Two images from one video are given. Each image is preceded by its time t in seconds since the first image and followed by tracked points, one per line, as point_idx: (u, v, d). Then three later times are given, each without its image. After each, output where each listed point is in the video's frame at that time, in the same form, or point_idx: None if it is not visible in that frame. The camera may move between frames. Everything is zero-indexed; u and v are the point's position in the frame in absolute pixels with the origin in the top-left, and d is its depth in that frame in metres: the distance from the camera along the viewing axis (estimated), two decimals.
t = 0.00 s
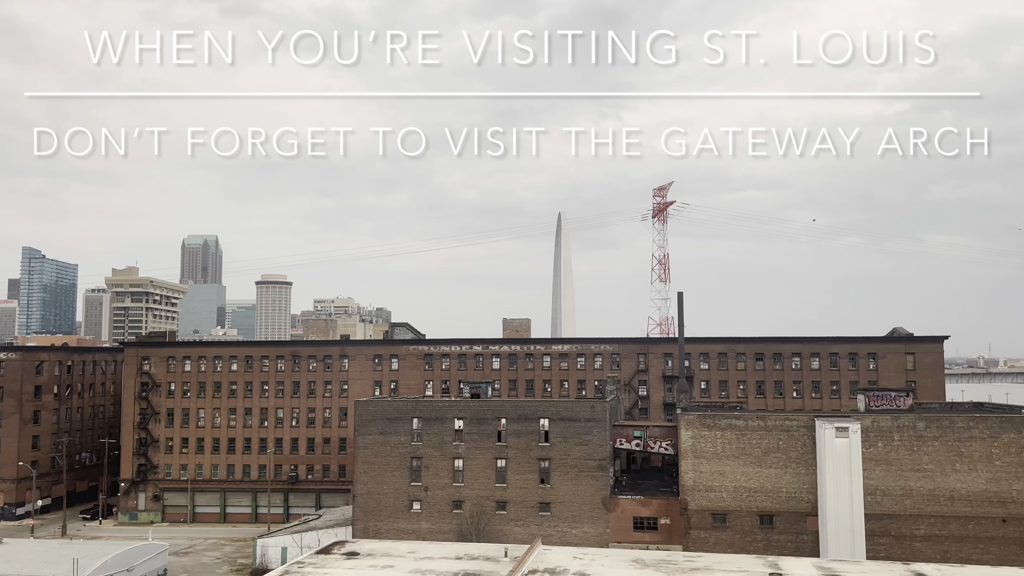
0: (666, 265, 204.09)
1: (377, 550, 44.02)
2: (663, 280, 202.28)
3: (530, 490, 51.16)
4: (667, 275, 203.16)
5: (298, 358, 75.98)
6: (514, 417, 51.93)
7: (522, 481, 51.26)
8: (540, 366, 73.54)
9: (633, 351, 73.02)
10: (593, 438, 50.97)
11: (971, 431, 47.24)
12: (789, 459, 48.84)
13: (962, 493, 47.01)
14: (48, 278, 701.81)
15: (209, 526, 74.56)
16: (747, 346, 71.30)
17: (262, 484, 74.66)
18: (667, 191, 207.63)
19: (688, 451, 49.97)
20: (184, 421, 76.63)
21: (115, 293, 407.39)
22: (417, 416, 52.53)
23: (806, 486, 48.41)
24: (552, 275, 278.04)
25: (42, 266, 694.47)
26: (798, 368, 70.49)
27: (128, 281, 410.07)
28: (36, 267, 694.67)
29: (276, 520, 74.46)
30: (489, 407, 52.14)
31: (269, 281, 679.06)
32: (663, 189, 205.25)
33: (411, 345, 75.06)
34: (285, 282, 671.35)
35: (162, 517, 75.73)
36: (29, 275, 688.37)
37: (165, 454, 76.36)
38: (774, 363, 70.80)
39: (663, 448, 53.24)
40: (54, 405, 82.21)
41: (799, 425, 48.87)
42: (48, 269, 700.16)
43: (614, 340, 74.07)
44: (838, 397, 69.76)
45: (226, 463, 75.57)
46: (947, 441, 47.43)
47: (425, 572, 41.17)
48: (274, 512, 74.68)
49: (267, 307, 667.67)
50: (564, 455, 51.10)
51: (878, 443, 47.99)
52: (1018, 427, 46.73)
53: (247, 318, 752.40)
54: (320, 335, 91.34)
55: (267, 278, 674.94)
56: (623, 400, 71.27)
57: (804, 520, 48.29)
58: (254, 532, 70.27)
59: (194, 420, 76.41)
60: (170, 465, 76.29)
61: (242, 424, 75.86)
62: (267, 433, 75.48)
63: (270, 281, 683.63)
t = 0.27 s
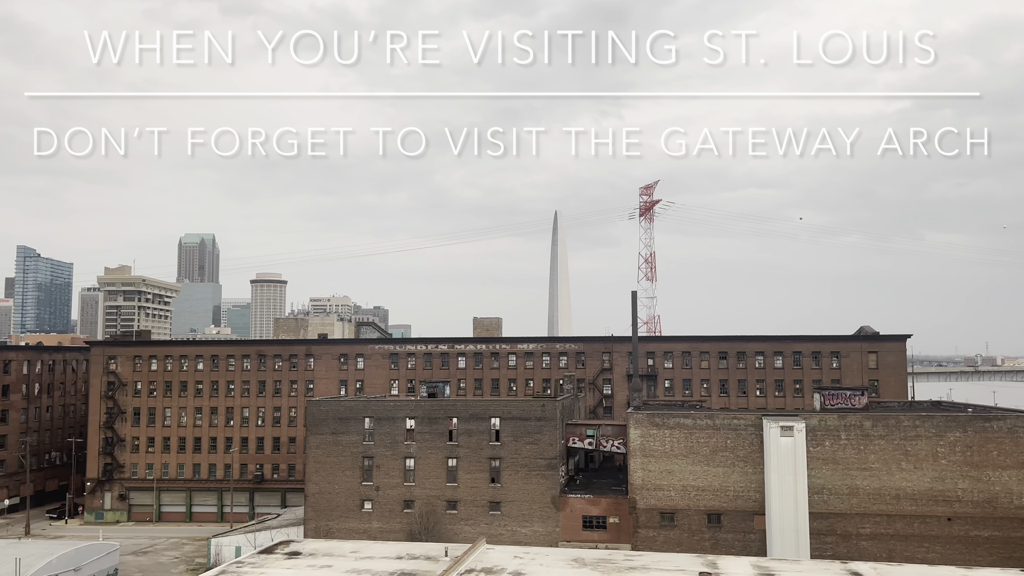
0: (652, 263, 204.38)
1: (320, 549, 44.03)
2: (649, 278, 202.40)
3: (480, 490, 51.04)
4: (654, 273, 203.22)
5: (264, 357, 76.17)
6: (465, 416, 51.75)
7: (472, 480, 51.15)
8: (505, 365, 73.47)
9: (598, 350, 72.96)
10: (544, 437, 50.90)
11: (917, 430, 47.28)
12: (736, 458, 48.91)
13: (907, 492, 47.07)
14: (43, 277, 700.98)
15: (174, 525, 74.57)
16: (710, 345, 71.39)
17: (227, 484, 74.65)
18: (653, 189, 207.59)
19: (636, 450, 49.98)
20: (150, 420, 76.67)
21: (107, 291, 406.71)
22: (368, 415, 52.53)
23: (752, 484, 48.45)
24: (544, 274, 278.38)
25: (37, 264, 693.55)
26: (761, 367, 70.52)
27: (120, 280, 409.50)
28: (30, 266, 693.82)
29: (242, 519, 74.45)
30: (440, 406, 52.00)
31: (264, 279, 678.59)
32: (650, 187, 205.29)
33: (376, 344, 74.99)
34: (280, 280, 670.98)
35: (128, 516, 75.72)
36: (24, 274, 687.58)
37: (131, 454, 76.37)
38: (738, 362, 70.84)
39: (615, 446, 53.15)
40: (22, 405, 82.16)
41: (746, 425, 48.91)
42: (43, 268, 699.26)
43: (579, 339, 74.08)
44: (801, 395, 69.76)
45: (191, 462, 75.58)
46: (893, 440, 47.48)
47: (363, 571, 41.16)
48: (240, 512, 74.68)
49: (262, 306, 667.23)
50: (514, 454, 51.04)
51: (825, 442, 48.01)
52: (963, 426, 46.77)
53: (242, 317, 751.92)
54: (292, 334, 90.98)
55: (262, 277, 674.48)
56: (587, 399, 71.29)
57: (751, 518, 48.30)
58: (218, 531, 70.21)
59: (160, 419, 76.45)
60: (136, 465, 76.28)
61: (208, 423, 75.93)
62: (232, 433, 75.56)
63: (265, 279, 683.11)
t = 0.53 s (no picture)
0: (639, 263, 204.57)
1: (263, 550, 43.98)
2: (635, 277, 202.52)
3: (431, 491, 50.96)
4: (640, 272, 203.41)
5: (229, 358, 76.14)
6: (415, 417, 51.70)
7: (423, 481, 51.06)
8: (470, 365, 73.31)
9: (563, 350, 72.92)
10: (494, 437, 50.86)
11: (864, 430, 47.19)
12: (684, 458, 48.92)
13: (853, 492, 47.03)
14: (37, 277, 699.90)
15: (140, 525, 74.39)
16: (674, 345, 71.39)
17: (193, 484, 74.45)
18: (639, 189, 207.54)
19: (586, 451, 50.10)
20: (116, 421, 76.54)
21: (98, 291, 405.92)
22: (319, 416, 52.48)
23: (700, 484, 48.47)
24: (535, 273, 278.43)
25: (31, 264, 692.44)
26: (725, 367, 70.51)
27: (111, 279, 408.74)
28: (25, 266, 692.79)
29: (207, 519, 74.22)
30: (391, 407, 51.93)
31: (259, 279, 677.93)
32: (636, 186, 205.41)
33: (342, 344, 74.91)
34: (274, 279, 670.42)
35: (94, 517, 75.57)
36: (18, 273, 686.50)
37: (96, 454, 76.22)
38: (701, 361, 70.83)
39: (567, 447, 53.20)
40: None
41: (693, 425, 49.00)
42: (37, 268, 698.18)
43: (544, 339, 74.01)
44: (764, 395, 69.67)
45: (157, 462, 75.44)
46: (840, 440, 47.38)
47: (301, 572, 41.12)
48: (206, 512, 74.46)
49: (256, 305, 666.63)
50: (464, 455, 50.93)
51: (773, 442, 47.89)
52: (908, 427, 46.78)
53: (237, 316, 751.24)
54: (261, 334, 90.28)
55: (256, 276, 673.83)
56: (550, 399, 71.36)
57: (699, 519, 48.32)
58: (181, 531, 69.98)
59: (126, 420, 76.34)
60: (101, 465, 76.13)
61: (173, 424, 75.81)
62: (198, 433, 75.43)
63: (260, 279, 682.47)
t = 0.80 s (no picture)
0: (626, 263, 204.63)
1: (205, 551, 43.93)
2: (622, 277, 202.55)
3: (380, 491, 50.84)
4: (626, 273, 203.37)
5: (194, 358, 76.14)
6: (366, 418, 51.56)
7: (373, 482, 50.96)
8: (435, 365, 73.17)
9: (527, 350, 72.83)
10: (444, 437, 50.71)
11: (810, 430, 47.25)
12: (631, 458, 48.93)
13: (799, 492, 47.04)
14: (31, 277, 698.85)
15: (104, 526, 74.18)
16: (637, 345, 71.38)
17: (157, 484, 74.21)
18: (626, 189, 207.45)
19: (535, 451, 50.03)
20: (81, 421, 76.45)
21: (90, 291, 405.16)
22: (270, 417, 52.39)
23: (647, 484, 48.54)
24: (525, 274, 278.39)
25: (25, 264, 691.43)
26: (688, 366, 70.49)
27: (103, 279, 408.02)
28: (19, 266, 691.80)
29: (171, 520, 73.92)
30: (341, 408, 51.83)
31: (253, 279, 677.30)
32: (622, 187, 205.42)
33: (306, 344, 74.92)
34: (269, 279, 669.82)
35: (59, 518, 75.41)
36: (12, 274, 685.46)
37: (61, 455, 76.12)
38: (664, 361, 70.84)
39: (519, 447, 53.24)
40: None
41: (641, 424, 48.99)
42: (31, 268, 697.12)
43: (509, 339, 73.91)
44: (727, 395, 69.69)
45: (122, 463, 75.31)
46: (785, 440, 47.46)
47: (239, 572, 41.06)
48: (170, 512, 74.19)
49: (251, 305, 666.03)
50: (414, 455, 50.78)
51: (719, 442, 47.96)
52: (854, 426, 46.82)
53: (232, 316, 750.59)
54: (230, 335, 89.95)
55: (251, 276, 673.18)
56: (514, 399, 71.31)
57: (646, 518, 48.37)
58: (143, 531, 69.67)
59: (91, 420, 76.26)
60: (66, 466, 76.00)
61: (138, 424, 75.73)
62: (163, 433, 75.32)
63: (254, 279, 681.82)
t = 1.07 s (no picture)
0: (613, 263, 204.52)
1: (151, 552, 43.88)
2: (609, 275, 202.62)
3: (333, 492, 50.78)
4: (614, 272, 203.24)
5: (161, 358, 75.96)
6: (319, 419, 51.51)
7: (325, 483, 50.88)
8: (401, 366, 73.02)
9: (494, 350, 72.74)
10: (396, 438, 50.53)
11: (759, 431, 47.30)
12: (582, 458, 48.85)
13: (748, 493, 47.07)
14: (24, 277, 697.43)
15: (70, 527, 73.87)
16: (603, 345, 71.32)
17: (123, 485, 73.86)
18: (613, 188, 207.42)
19: (487, 451, 49.83)
20: (48, 422, 76.28)
21: (81, 291, 404.21)
22: (223, 418, 52.34)
23: (598, 484, 48.49)
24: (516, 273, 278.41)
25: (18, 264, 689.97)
26: (653, 366, 70.47)
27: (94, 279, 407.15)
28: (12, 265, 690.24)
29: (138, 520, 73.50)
30: (295, 409, 51.77)
31: (247, 278, 676.31)
32: (609, 186, 205.40)
33: (273, 345, 74.82)
34: (263, 279, 669.49)
35: (26, 518, 75.18)
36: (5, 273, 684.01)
37: (28, 455, 75.93)
38: (630, 361, 70.83)
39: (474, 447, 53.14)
40: None
41: (593, 424, 48.87)
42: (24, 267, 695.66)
43: (476, 339, 73.82)
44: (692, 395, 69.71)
45: (88, 464, 75.08)
46: (735, 440, 47.51)
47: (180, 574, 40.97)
48: (136, 512, 73.82)
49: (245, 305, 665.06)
50: (367, 456, 50.65)
51: (669, 442, 48.05)
52: (802, 427, 46.83)
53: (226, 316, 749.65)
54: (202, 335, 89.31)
55: (245, 276, 672.33)
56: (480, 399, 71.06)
57: (597, 518, 48.33)
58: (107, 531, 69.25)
59: (58, 421, 76.09)
60: (33, 467, 75.78)
61: (104, 424, 75.53)
62: (129, 434, 75.10)
63: (249, 278, 680.89)
